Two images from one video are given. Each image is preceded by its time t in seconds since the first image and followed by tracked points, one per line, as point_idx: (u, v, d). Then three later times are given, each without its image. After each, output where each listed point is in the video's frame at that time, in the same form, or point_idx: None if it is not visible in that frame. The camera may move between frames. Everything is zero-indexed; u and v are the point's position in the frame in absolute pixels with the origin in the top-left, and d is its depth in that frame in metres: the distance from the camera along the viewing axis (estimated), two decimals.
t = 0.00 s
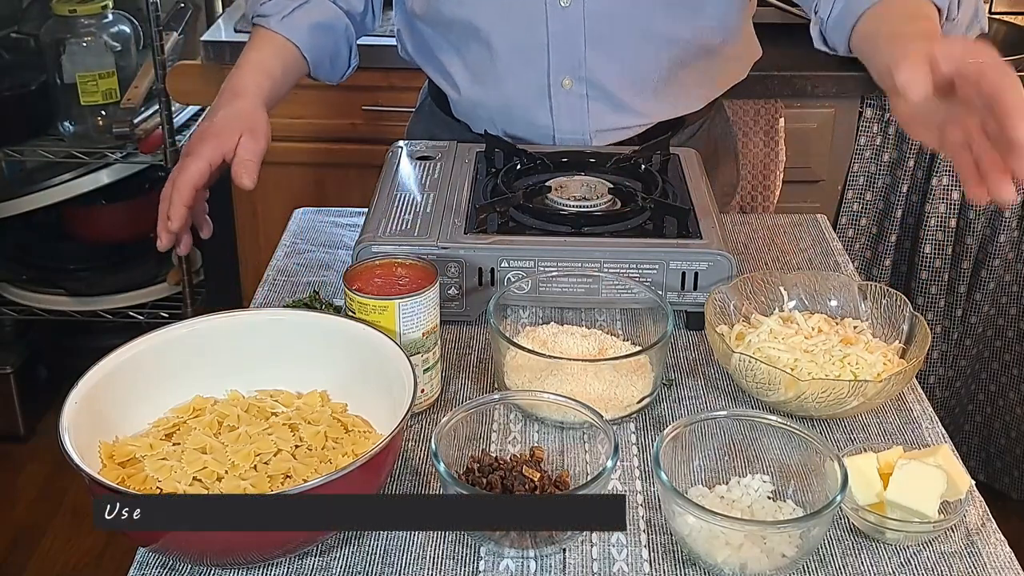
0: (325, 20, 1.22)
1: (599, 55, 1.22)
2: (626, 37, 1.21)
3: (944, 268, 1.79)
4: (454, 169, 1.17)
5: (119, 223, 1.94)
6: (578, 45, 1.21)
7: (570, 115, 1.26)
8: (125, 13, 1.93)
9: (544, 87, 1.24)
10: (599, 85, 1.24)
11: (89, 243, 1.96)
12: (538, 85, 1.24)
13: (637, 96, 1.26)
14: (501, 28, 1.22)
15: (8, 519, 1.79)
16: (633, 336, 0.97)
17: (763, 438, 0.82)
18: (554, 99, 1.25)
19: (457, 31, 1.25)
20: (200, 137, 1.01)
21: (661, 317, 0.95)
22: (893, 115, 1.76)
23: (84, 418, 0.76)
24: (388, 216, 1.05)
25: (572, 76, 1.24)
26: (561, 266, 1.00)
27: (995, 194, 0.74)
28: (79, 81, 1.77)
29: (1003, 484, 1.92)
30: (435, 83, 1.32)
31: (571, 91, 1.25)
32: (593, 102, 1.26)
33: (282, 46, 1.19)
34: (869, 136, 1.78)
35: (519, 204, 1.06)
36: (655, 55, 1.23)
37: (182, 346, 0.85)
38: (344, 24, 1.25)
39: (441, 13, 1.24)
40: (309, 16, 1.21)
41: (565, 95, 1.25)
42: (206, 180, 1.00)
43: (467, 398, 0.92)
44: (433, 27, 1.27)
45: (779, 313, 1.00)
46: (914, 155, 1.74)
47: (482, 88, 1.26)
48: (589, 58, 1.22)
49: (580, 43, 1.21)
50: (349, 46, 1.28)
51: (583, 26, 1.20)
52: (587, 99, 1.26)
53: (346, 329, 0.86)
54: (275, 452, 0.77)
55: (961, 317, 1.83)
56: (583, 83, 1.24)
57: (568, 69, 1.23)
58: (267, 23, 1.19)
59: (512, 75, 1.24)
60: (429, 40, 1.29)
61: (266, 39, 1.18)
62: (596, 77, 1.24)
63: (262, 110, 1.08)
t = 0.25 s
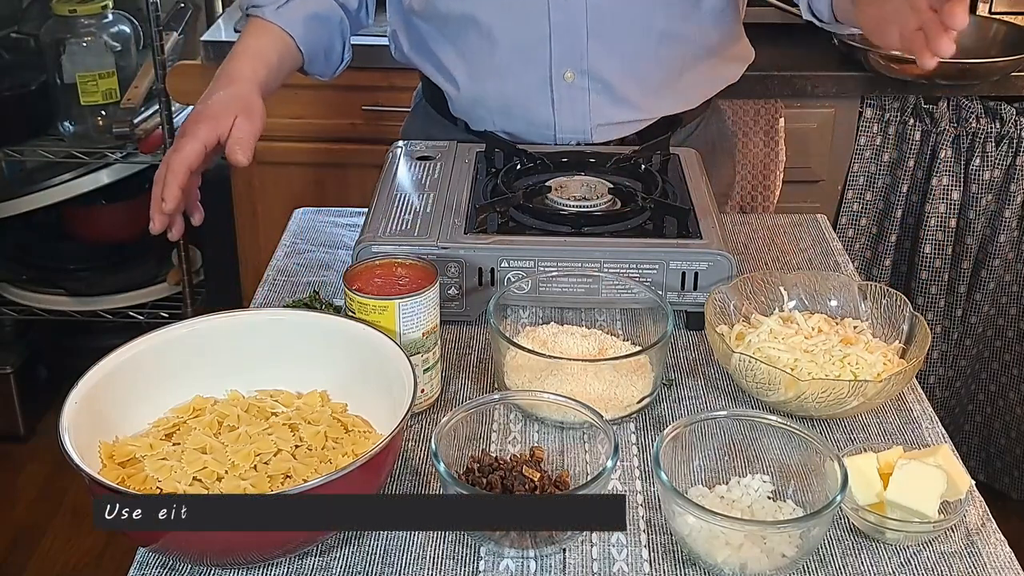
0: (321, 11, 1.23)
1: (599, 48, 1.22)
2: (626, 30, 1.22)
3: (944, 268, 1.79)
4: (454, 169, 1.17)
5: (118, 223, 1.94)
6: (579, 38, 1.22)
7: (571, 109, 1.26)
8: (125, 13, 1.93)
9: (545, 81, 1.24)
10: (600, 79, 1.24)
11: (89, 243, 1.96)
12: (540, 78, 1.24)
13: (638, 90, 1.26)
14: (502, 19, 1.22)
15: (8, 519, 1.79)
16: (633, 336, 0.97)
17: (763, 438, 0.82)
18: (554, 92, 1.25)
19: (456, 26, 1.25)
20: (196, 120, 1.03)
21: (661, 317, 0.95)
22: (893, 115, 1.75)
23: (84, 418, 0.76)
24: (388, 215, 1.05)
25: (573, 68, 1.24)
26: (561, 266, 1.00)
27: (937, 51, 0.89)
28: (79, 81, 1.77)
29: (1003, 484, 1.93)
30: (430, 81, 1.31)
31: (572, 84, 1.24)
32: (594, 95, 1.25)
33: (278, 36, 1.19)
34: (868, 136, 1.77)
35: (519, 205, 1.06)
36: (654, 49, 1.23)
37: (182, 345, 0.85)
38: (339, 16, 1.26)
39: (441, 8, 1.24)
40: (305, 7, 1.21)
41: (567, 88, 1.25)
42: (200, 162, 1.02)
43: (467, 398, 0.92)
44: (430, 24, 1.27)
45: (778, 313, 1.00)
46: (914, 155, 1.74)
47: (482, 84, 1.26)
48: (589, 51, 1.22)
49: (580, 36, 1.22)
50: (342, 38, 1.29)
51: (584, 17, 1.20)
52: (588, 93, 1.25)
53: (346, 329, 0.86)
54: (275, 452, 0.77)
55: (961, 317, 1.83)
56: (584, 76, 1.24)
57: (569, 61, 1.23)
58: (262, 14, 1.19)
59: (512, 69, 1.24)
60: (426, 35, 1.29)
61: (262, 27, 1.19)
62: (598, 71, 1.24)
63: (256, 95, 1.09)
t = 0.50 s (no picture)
0: (312, 9, 1.25)
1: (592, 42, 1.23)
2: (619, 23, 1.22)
3: (944, 268, 1.78)
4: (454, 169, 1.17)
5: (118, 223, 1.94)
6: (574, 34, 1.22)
7: (566, 103, 1.26)
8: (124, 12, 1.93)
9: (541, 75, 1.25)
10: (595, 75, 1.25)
11: (89, 243, 1.95)
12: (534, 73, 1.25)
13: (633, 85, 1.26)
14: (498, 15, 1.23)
15: (8, 519, 1.79)
16: (633, 337, 0.97)
17: (763, 438, 0.82)
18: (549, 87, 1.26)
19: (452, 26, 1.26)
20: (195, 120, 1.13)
21: (661, 317, 0.95)
22: (893, 116, 1.73)
23: (84, 417, 0.76)
24: (388, 215, 1.05)
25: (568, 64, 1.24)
26: (561, 266, 1.00)
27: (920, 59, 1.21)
28: (79, 81, 1.76)
29: (1003, 483, 1.93)
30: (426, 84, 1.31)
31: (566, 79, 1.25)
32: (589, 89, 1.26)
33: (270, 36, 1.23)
34: (869, 136, 1.75)
35: (519, 205, 1.06)
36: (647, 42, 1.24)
37: (182, 345, 0.85)
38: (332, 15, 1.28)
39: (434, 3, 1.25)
40: (296, 7, 1.25)
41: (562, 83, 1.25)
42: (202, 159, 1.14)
43: (467, 398, 0.92)
44: (423, 25, 1.28)
45: (778, 313, 1.00)
46: (914, 156, 1.74)
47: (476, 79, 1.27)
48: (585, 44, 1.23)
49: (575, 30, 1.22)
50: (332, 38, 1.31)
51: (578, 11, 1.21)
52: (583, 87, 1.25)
53: (346, 329, 0.86)
54: (275, 452, 0.77)
55: (961, 317, 1.84)
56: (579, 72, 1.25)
57: (563, 57, 1.24)
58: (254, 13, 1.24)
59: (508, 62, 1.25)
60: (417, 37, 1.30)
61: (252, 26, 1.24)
62: (592, 67, 1.24)
63: (255, 93, 1.18)
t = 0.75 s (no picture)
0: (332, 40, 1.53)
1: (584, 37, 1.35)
2: (607, 19, 1.35)
3: (945, 268, 1.78)
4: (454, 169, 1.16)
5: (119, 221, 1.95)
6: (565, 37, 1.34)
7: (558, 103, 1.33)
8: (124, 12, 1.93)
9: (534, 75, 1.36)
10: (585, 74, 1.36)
11: (89, 243, 1.96)
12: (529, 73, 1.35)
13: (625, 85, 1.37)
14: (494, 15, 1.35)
15: (8, 518, 1.79)
16: (634, 337, 0.97)
17: (763, 438, 0.81)
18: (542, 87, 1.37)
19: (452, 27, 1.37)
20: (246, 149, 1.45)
21: (661, 317, 0.94)
22: (893, 115, 1.74)
23: (84, 417, 0.76)
24: (388, 215, 1.05)
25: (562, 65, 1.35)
26: (562, 266, 1.00)
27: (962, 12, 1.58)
28: (79, 81, 1.76)
29: (1003, 484, 1.93)
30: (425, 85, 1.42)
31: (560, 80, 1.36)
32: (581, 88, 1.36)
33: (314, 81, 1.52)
34: (869, 137, 1.75)
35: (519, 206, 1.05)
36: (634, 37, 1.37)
37: (182, 346, 0.85)
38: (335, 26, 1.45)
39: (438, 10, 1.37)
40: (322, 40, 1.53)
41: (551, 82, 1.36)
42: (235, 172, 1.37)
43: (467, 398, 0.92)
44: (422, 28, 1.40)
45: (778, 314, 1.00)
46: (914, 156, 1.74)
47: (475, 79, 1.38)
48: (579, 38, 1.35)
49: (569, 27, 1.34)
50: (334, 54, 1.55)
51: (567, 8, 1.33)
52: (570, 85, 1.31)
53: (346, 329, 0.86)
54: (275, 452, 0.77)
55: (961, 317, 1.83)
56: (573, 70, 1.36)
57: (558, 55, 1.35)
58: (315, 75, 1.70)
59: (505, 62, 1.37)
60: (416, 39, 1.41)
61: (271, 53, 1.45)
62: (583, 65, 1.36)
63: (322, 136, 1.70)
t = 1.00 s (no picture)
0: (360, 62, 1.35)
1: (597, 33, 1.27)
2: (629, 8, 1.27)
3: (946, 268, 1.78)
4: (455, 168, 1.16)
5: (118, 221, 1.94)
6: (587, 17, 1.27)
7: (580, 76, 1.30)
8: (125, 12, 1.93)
9: (552, 55, 1.29)
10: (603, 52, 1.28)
11: (89, 242, 1.94)
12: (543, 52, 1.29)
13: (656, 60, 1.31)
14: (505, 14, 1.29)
15: (8, 519, 1.79)
16: (634, 338, 0.97)
17: (763, 438, 0.81)
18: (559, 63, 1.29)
19: (463, 30, 1.32)
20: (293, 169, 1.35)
21: (661, 317, 0.94)
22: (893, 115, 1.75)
23: (84, 416, 0.76)
24: (388, 216, 1.05)
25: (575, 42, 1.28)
26: (563, 267, 1.00)
27: None
28: (79, 81, 1.77)
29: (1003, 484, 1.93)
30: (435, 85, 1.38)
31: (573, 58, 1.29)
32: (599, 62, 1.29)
33: (311, 88, 1.37)
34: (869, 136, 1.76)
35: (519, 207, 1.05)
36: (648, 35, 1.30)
37: (183, 345, 0.85)
38: (341, 35, 1.34)
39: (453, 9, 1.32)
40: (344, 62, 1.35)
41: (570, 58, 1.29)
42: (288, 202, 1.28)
43: (468, 398, 0.92)
44: (429, 33, 1.37)
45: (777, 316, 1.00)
46: (914, 156, 1.74)
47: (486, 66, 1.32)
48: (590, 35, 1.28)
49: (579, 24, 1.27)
50: (336, 65, 1.35)
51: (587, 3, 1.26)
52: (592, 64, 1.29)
53: (346, 329, 0.86)
54: (275, 452, 0.77)
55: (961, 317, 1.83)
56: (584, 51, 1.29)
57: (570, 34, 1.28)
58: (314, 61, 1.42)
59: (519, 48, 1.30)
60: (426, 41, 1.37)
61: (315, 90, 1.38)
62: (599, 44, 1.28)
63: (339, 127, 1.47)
